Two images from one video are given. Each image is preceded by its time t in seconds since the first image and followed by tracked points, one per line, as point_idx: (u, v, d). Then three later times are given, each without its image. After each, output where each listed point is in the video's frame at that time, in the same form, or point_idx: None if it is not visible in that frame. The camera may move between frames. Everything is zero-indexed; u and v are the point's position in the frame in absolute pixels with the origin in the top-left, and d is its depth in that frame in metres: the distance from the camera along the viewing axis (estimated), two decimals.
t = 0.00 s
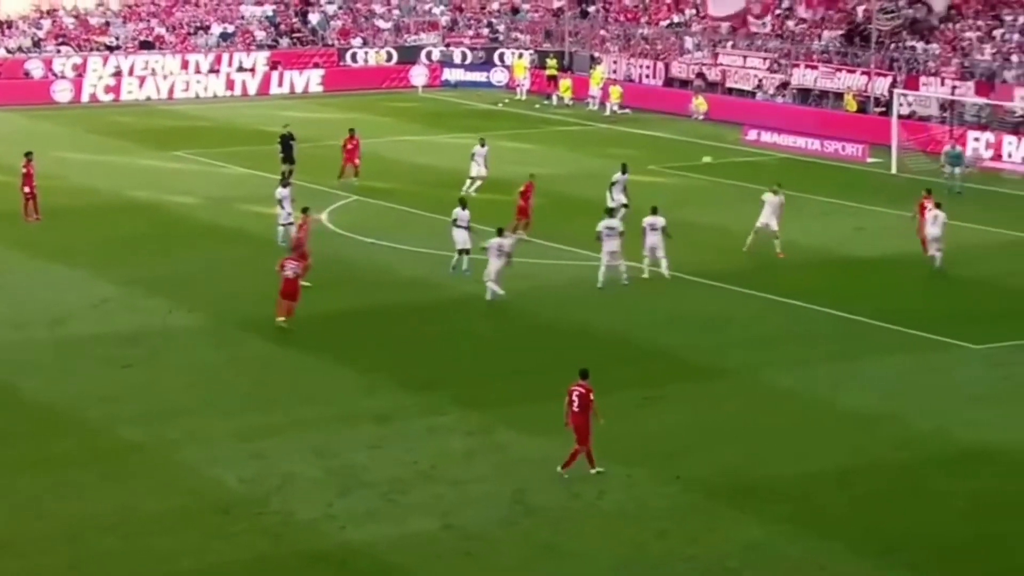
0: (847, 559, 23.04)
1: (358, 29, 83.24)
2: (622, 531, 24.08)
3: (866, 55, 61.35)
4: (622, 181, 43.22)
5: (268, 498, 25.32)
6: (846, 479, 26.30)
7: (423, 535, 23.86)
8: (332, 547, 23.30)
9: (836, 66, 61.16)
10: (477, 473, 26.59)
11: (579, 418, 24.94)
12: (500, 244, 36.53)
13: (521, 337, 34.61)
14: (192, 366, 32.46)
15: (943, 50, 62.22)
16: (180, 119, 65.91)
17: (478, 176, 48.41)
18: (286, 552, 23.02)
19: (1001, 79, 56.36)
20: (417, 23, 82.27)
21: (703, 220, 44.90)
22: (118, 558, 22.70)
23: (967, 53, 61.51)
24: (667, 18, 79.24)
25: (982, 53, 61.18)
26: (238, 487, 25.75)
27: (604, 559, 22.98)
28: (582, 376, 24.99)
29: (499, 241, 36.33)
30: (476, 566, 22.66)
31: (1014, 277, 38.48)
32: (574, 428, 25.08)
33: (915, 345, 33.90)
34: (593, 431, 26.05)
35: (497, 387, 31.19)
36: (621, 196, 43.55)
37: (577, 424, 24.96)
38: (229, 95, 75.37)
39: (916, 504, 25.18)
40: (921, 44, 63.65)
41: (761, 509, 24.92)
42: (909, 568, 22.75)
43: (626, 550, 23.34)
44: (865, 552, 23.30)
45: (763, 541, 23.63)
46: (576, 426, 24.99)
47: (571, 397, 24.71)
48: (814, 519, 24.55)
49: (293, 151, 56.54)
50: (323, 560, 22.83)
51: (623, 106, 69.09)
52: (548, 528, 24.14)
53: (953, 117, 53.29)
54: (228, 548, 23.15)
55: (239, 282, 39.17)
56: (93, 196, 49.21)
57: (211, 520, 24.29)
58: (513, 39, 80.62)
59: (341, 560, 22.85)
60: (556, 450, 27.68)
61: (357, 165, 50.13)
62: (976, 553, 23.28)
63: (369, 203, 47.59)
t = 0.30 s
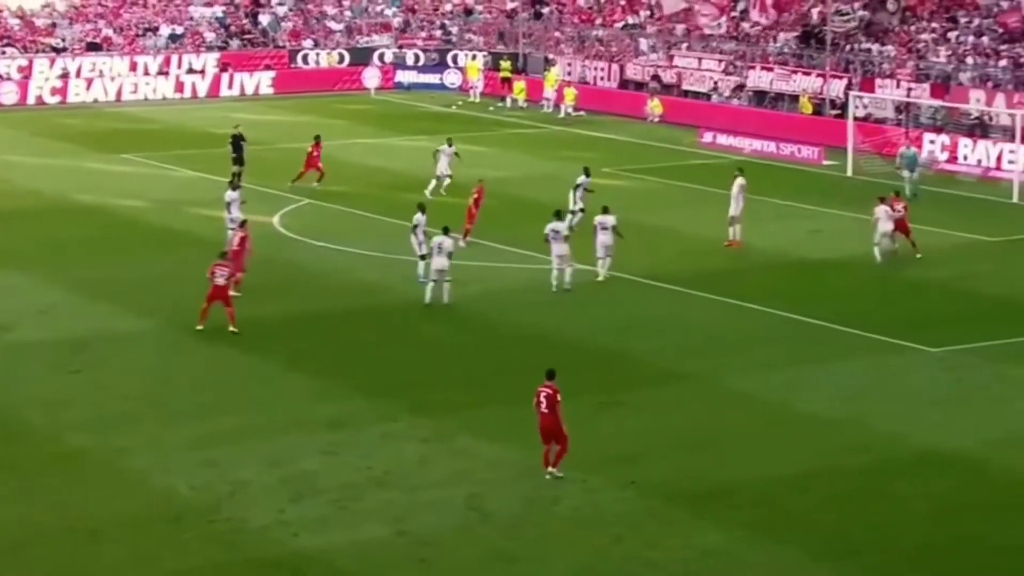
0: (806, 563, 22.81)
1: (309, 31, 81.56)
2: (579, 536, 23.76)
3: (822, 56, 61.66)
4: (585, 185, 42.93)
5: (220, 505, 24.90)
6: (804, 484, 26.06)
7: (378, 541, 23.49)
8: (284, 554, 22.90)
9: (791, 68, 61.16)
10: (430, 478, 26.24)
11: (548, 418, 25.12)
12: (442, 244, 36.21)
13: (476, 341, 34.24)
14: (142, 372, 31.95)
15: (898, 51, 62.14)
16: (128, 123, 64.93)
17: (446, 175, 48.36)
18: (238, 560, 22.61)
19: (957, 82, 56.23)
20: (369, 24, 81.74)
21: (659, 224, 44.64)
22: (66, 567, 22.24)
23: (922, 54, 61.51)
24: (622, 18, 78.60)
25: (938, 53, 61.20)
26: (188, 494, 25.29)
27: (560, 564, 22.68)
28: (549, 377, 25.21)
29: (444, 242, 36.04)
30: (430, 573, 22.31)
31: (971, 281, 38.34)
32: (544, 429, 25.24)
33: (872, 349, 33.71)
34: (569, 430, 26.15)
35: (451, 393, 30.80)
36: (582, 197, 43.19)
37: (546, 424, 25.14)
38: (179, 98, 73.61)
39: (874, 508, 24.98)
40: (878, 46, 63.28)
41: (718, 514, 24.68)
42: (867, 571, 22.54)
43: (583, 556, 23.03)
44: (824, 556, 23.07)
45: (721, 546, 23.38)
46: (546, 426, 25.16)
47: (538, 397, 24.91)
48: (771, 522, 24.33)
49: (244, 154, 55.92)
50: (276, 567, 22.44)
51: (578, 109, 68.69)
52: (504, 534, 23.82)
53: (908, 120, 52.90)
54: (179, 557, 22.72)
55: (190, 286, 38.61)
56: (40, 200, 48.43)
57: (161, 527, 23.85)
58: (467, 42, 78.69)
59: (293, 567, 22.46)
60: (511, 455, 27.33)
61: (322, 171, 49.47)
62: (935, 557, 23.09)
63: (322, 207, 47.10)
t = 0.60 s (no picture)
0: (752, 569, 22.42)
1: (246, 33, 78.97)
2: (523, 543, 23.30)
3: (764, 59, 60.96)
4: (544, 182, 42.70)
5: (155, 514, 24.28)
6: (752, 488, 25.69)
7: (317, 551, 22.95)
8: (222, 566, 22.34)
9: (736, 71, 61.01)
10: (372, 485, 25.68)
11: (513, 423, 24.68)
12: (374, 251, 35.53)
13: (419, 347, 33.68)
14: (77, 378, 31.25)
15: (842, 54, 62.34)
16: (62, 126, 63.81)
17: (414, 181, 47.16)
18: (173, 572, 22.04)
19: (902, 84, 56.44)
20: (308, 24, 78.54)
21: (605, 228, 44.24)
22: None
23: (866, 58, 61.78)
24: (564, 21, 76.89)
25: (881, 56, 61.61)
26: (123, 504, 24.65)
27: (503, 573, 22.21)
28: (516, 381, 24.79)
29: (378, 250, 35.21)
30: None
31: (917, 285, 38.12)
32: (507, 434, 24.78)
33: (819, 351, 33.34)
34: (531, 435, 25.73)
35: (393, 398, 30.23)
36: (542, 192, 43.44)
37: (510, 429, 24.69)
38: (113, 100, 72.49)
39: (822, 512, 24.63)
40: (821, 48, 63.27)
41: (665, 519, 24.26)
42: None
43: (527, 563, 22.57)
44: (771, 561, 22.69)
45: (667, 552, 22.97)
46: (510, 431, 24.71)
47: (504, 400, 24.47)
48: (718, 527, 23.94)
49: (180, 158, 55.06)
50: None
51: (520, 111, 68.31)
52: (447, 542, 23.32)
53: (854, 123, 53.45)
54: (113, 569, 22.13)
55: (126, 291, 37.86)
56: None
57: (94, 539, 23.23)
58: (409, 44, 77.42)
59: None
60: (455, 461, 26.81)
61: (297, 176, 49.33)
62: (883, 560, 22.75)
63: (263, 211, 46.37)
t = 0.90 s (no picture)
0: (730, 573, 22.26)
1: (220, 36, 78.02)
2: (500, 548, 23.11)
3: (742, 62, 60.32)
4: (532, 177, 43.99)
5: (130, 520, 24.05)
6: (730, 491, 25.52)
7: (293, 556, 22.74)
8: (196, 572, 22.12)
9: (712, 73, 60.73)
10: (348, 490, 25.46)
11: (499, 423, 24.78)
12: (353, 256, 35.12)
13: (396, 351, 33.47)
14: (51, 383, 30.97)
15: (818, 57, 62.20)
16: (35, 128, 63.37)
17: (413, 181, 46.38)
18: None
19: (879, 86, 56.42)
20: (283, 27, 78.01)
21: (583, 231, 44.15)
22: None
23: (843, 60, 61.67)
24: (541, 23, 76.64)
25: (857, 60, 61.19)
26: (97, 510, 24.40)
27: None
28: (502, 382, 24.91)
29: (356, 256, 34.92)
30: None
31: (894, 288, 38.07)
32: (494, 435, 24.89)
33: (796, 354, 33.23)
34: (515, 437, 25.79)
35: (369, 403, 30.00)
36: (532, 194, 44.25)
37: (497, 430, 24.79)
38: (85, 103, 72.03)
39: (800, 514, 24.48)
40: (797, 51, 63.38)
41: (642, 523, 24.08)
42: None
43: (505, 567, 22.40)
44: (749, 566, 22.53)
45: (645, 556, 22.79)
46: (497, 432, 24.82)
47: (489, 401, 24.61)
48: (696, 531, 23.77)
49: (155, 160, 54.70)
50: None
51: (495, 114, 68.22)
52: (424, 547, 23.12)
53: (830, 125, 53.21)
54: None
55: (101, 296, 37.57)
56: None
57: (67, 546, 22.99)
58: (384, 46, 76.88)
59: None
60: (431, 466, 26.60)
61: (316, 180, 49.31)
62: (861, 563, 22.61)
63: (238, 215, 46.17)
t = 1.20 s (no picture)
0: None
1: (177, 38, 77.37)
2: (461, 553, 22.83)
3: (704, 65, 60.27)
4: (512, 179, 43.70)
5: (87, 527, 23.70)
6: (693, 493, 25.30)
7: (252, 563, 22.41)
8: None
9: (673, 76, 60.68)
10: (307, 496, 25.14)
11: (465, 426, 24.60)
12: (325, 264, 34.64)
13: (356, 356, 33.14)
14: (6, 389, 30.56)
15: (779, 59, 62.36)
16: None
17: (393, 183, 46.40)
18: None
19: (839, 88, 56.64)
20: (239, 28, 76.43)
21: (544, 235, 43.93)
22: None
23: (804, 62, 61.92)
24: (501, 25, 76.42)
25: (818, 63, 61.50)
26: (53, 518, 24.04)
27: None
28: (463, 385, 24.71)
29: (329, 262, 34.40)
30: None
31: (855, 291, 38.01)
32: (461, 438, 24.69)
33: (758, 358, 33.06)
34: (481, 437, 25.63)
35: (329, 408, 29.66)
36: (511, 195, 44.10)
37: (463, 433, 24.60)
38: (39, 106, 71.39)
39: (763, 515, 24.28)
40: (759, 54, 63.41)
41: (604, 526, 23.81)
42: None
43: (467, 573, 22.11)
44: (712, 568, 22.29)
45: (608, 560, 22.53)
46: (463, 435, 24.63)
47: (453, 405, 24.41)
48: (659, 534, 23.52)
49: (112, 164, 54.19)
50: None
51: (456, 117, 67.97)
52: (384, 553, 22.82)
53: (792, 128, 53.54)
54: None
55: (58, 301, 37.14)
56: None
57: (21, 554, 22.62)
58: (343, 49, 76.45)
59: None
60: (392, 472, 26.27)
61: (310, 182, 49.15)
62: (826, 565, 22.38)
63: (196, 219, 45.78)
